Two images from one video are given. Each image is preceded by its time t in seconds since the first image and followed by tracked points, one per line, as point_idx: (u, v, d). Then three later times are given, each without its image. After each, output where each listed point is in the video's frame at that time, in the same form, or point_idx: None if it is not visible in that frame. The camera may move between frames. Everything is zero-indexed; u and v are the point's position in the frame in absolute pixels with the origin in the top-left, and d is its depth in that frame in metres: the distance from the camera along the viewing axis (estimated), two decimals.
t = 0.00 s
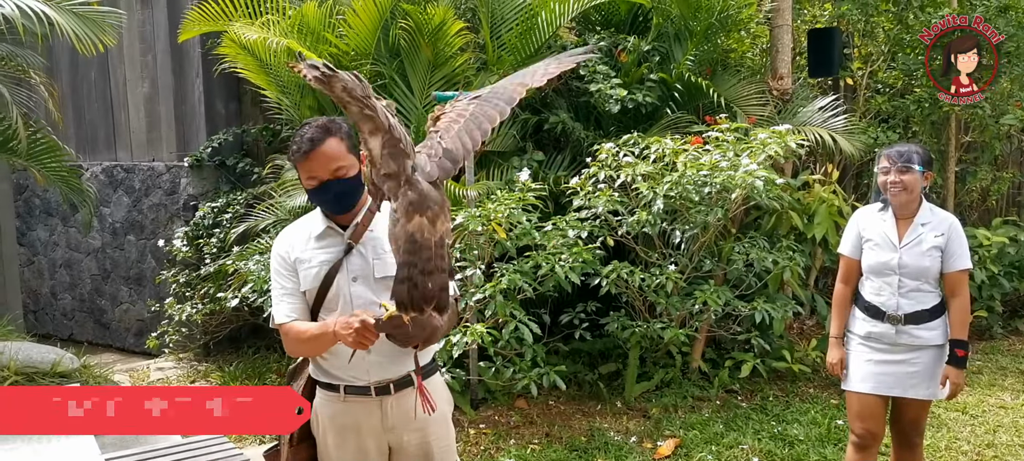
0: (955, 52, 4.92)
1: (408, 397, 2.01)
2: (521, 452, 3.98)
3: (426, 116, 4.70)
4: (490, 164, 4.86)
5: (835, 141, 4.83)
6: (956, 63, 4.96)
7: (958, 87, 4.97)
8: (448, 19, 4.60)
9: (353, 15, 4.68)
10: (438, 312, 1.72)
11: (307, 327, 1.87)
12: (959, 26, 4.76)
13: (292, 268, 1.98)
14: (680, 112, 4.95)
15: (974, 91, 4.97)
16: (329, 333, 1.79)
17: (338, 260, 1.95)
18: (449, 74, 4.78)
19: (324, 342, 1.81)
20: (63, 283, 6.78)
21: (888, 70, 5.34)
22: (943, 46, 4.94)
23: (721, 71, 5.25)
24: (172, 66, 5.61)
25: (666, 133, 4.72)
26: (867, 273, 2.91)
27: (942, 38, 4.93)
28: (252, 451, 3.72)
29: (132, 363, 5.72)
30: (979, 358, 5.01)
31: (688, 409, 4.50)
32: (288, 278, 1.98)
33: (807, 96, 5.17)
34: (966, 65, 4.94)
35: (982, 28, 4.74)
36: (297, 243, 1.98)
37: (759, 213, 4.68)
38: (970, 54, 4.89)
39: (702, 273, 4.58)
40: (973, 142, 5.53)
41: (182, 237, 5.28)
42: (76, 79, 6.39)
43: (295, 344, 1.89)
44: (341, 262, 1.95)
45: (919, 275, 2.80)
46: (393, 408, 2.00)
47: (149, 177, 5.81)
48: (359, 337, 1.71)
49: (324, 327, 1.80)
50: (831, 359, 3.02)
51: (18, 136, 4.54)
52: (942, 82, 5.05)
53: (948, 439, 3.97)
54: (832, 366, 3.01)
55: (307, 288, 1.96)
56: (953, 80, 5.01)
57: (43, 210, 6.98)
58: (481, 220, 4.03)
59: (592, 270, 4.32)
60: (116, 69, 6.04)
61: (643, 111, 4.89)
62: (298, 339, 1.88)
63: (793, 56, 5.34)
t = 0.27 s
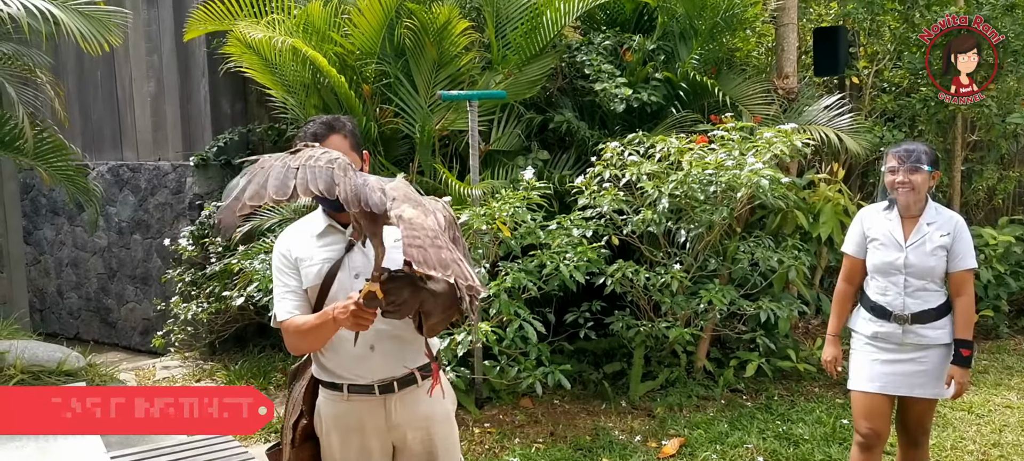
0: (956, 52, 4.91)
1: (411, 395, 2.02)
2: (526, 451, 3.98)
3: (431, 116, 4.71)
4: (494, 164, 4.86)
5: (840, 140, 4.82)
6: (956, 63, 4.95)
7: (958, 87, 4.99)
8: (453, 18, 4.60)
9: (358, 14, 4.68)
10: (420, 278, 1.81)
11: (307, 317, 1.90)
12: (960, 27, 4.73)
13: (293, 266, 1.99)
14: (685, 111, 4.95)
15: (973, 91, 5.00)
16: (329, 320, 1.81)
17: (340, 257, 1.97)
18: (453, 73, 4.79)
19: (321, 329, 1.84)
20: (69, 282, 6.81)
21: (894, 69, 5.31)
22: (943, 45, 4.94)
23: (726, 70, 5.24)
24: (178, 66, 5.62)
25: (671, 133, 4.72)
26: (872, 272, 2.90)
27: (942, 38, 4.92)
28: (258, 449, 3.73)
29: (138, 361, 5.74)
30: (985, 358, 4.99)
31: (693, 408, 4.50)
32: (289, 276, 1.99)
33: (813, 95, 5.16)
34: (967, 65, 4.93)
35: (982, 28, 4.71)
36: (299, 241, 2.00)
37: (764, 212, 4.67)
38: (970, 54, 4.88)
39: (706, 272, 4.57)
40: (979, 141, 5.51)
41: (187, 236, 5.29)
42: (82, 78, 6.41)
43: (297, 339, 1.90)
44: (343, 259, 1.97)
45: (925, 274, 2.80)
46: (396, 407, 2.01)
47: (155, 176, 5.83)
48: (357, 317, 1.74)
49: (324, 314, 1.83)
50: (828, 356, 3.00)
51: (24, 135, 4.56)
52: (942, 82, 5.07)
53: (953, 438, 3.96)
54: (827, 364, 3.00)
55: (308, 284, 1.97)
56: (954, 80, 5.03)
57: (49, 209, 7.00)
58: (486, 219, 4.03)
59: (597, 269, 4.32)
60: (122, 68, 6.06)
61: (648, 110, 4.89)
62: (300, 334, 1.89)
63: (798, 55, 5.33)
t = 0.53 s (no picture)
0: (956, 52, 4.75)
1: (409, 393, 1.99)
2: (529, 448, 3.98)
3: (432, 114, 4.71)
4: (496, 161, 4.86)
5: (842, 136, 4.82)
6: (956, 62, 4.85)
7: (958, 87, 4.92)
8: (454, 16, 4.60)
9: (359, 12, 4.68)
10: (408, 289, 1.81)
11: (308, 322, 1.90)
12: (960, 27, 4.53)
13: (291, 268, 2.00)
14: (687, 108, 4.94)
15: (973, 91, 4.92)
16: (329, 328, 1.83)
17: (335, 258, 1.96)
18: (454, 71, 4.79)
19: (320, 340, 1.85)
20: (71, 281, 6.81)
21: (896, 64, 5.29)
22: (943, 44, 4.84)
23: (727, 66, 5.23)
24: (179, 65, 5.62)
25: (673, 129, 4.71)
26: (876, 269, 2.89)
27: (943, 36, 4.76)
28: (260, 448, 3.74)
29: (140, 360, 5.75)
30: (988, 354, 4.98)
31: (695, 405, 4.50)
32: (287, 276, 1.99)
33: (815, 91, 5.15)
34: (967, 65, 4.82)
35: (982, 28, 4.53)
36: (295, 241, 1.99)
37: (766, 209, 4.67)
38: (969, 54, 4.72)
39: (709, 269, 4.57)
40: (982, 137, 5.49)
41: (189, 235, 5.30)
42: (83, 78, 6.41)
43: (295, 343, 1.91)
44: (338, 259, 1.96)
45: (930, 270, 2.80)
46: (394, 405, 1.99)
47: (156, 175, 5.84)
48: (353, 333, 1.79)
49: (324, 322, 1.84)
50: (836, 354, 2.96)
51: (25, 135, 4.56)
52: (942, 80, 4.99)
53: (956, 434, 3.96)
54: (837, 362, 2.96)
55: (304, 285, 1.97)
56: (953, 80, 4.95)
57: (51, 209, 7.01)
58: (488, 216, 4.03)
59: (599, 266, 4.32)
60: (123, 67, 6.06)
61: (649, 107, 4.88)
62: (296, 336, 1.90)
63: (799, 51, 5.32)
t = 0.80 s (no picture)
0: (956, 52, 4.73)
1: (407, 393, 2.00)
2: (530, 446, 3.98)
3: (432, 112, 4.70)
4: (496, 159, 4.86)
5: (842, 133, 4.81)
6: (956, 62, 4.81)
7: (958, 87, 4.86)
8: (454, 14, 4.59)
9: (359, 11, 4.68)
10: (405, 285, 1.80)
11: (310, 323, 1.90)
12: (960, 27, 4.51)
13: (289, 268, 2.00)
14: (687, 105, 4.94)
15: (973, 91, 4.86)
16: (330, 331, 1.83)
17: (333, 257, 1.96)
18: (454, 69, 4.78)
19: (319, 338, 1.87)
20: (72, 280, 6.82)
21: (896, 62, 5.29)
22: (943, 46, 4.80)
23: (727, 64, 5.23)
24: (179, 64, 5.62)
25: (673, 127, 4.71)
26: (878, 266, 2.88)
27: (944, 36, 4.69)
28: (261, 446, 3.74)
29: (141, 359, 5.75)
30: (988, 351, 4.98)
31: (696, 402, 4.50)
32: (287, 275, 2.00)
33: (815, 89, 5.14)
34: (967, 65, 4.79)
35: (982, 28, 4.51)
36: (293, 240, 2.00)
37: (766, 206, 4.67)
38: (970, 54, 4.68)
39: (709, 267, 4.57)
40: (982, 134, 5.48)
41: (189, 234, 5.30)
42: (83, 77, 6.41)
43: (297, 341, 1.92)
44: (336, 258, 1.96)
45: (932, 267, 2.81)
46: (392, 405, 1.99)
47: (156, 174, 5.84)
48: (359, 328, 1.79)
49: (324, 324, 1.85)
50: (851, 353, 2.88)
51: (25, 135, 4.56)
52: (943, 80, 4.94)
53: (957, 431, 3.96)
54: (850, 360, 2.88)
55: (302, 284, 1.98)
56: (953, 80, 4.89)
57: (51, 208, 7.01)
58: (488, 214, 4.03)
59: (599, 264, 4.32)
60: (123, 66, 6.06)
61: (649, 105, 4.88)
62: (297, 335, 1.91)
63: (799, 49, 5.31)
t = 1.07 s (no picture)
0: (956, 51, 4.71)
1: (405, 392, 2.00)
2: (530, 445, 3.98)
3: (432, 110, 4.69)
4: (495, 158, 4.86)
5: (842, 132, 4.81)
6: (956, 62, 4.81)
7: (958, 87, 4.82)
8: (453, 12, 4.58)
9: (358, 9, 4.67)
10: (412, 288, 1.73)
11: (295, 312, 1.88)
12: (960, 27, 4.45)
13: (287, 267, 1.99)
14: (687, 103, 4.94)
15: (973, 91, 4.79)
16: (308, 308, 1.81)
17: (333, 256, 1.96)
18: (454, 68, 4.78)
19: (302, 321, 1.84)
20: (72, 279, 6.81)
21: (896, 59, 5.28)
22: (943, 45, 4.80)
23: (727, 61, 5.22)
24: (178, 62, 5.61)
25: (673, 125, 4.71)
26: (877, 264, 2.89)
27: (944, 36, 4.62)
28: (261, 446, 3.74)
29: (141, 358, 5.75)
30: (988, 348, 4.98)
31: (696, 401, 4.50)
32: (285, 276, 1.99)
33: (814, 87, 5.14)
34: (966, 64, 4.79)
35: (981, 29, 4.47)
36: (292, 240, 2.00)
37: (766, 204, 4.67)
38: (969, 54, 4.62)
39: (709, 265, 4.57)
40: (982, 132, 5.47)
41: (189, 233, 5.29)
42: (82, 75, 6.41)
43: (285, 338, 1.91)
44: (335, 257, 1.96)
45: (931, 265, 2.81)
46: (391, 403, 1.99)
47: (156, 173, 5.83)
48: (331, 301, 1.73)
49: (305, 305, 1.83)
50: (845, 349, 2.92)
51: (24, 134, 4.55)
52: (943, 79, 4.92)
53: (957, 429, 3.96)
54: (842, 358, 2.92)
55: (301, 284, 1.97)
56: (954, 79, 4.87)
57: (51, 207, 7.01)
58: (488, 213, 4.03)
59: (599, 262, 4.31)
60: (122, 65, 6.05)
61: (649, 103, 4.88)
62: (284, 331, 1.90)
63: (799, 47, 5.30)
